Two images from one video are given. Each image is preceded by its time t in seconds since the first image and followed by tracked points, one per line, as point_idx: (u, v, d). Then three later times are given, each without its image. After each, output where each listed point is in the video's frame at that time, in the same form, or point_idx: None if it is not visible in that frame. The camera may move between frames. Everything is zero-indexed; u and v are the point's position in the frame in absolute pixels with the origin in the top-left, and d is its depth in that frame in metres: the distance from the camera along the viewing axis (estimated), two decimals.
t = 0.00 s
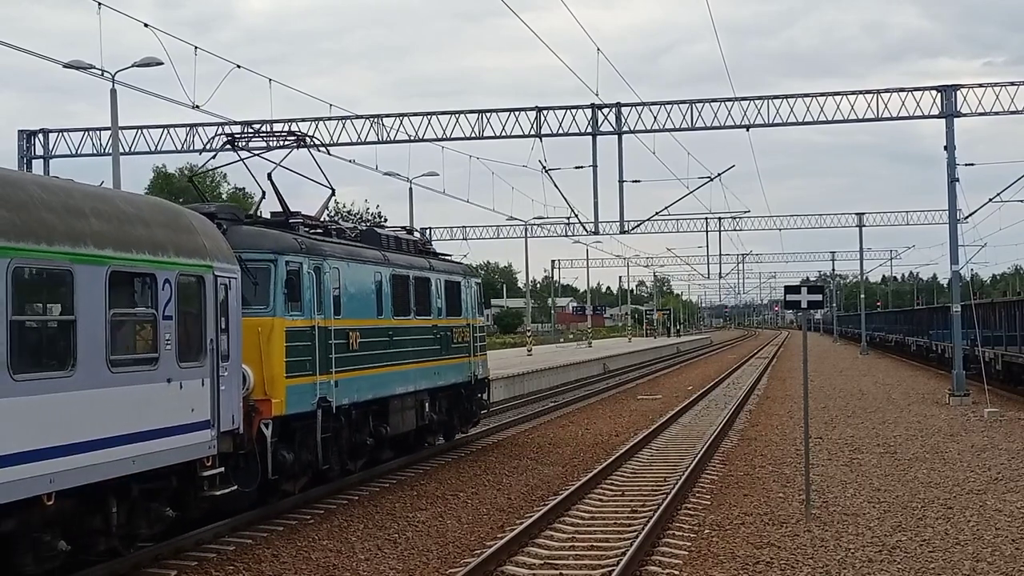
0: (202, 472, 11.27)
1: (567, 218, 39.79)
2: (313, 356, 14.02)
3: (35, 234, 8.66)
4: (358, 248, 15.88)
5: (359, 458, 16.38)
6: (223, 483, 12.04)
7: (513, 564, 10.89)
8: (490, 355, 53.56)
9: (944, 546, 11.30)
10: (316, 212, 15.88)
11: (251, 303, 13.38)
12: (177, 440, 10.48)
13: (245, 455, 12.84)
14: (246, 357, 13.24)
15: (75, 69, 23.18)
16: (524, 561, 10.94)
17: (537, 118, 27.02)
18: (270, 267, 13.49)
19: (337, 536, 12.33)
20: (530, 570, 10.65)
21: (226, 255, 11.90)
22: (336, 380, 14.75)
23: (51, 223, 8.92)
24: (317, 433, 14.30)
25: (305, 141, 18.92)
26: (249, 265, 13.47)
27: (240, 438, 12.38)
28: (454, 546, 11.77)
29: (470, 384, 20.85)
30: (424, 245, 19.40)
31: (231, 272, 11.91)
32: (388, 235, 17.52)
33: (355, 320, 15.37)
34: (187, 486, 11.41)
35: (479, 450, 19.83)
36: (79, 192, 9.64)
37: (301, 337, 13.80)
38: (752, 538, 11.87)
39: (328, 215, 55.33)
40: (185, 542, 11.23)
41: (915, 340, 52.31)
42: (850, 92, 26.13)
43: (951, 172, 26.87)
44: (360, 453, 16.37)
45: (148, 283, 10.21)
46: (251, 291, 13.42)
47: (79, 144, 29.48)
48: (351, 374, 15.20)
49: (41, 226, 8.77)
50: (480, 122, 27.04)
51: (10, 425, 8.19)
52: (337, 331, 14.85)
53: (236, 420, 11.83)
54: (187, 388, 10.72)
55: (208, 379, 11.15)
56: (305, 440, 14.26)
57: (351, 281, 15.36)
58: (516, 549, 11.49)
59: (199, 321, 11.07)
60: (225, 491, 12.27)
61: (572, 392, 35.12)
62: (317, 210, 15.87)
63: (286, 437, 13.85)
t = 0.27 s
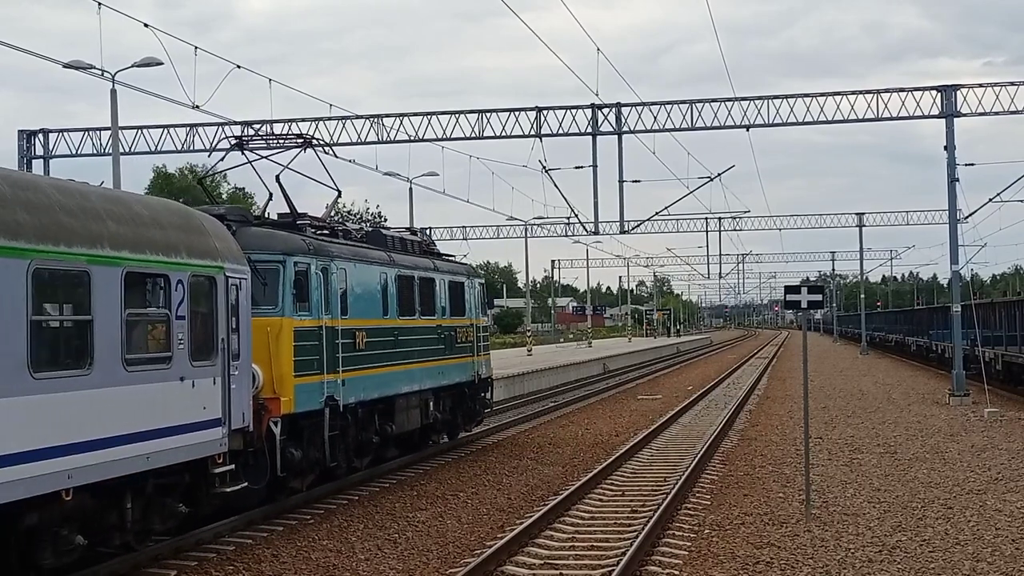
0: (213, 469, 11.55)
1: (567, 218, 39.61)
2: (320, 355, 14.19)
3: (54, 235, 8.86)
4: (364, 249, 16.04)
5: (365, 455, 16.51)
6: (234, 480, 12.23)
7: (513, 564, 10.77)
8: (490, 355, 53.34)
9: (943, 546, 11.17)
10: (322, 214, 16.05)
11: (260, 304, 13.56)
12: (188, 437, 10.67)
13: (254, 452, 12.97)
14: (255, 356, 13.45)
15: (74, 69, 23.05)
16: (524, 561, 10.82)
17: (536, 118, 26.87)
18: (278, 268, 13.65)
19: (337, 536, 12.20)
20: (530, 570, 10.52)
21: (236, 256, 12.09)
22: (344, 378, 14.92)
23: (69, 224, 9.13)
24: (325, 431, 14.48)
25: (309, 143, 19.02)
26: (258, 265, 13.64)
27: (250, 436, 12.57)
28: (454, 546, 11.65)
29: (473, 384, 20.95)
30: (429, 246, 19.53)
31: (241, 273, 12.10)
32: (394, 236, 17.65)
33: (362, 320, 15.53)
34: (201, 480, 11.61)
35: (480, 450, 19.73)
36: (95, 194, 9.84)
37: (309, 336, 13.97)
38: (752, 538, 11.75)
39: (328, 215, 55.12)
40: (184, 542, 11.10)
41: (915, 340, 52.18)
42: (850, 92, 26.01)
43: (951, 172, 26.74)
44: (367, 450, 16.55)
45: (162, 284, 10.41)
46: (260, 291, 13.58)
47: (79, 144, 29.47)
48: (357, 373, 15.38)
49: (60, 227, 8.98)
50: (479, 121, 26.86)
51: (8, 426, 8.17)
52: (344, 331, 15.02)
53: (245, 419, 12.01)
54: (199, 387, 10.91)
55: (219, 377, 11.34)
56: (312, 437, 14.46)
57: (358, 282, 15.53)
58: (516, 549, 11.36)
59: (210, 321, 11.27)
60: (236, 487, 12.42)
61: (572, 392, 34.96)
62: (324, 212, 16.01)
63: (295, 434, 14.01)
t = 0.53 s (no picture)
0: (225, 466, 11.67)
1: (567, 218, 39.62)
2: (328, 355, 14.37)
3: (73, 236, 9.00)
4: (370, 250, 16.21)
5: (371, 454, 16.68)
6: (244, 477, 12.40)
7: (513, 564, 10.77)
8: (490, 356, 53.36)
9: (943, 546, 11.17)
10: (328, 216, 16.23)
11: (269, 304, 13.73)
12: (200, 436, 10.80)
13: (263, 450, 13.02)
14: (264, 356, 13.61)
15: (74, 69, 23.06)
16: (524, 561, 10.81)
17: (536, 118, 26.87)
18: (286, 269, 13.81)
19: (337, 536, 12.20)
20: (530, 570, 10.53)
21: (247, 257, 12.21)
22: (351, 378, 15.09)
23: (87, 226, 9.26)
24: (333, 430, 14.65)
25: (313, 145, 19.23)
26: (267, 267, 13.80)
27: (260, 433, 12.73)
28: (454, 546, 11.65)
29: (478, 383, 21.10)
30: (433, 246, 19.68)
31: (252, 273, 12.25)
32: (399, 237, 17.81)
33: (368, 320, 15.70)
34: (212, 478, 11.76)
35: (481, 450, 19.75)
36: (111, 196, 9.97)
37: (317, 336, 14.14)
38: (752, 538, 11.75)
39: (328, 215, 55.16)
40: (184, 543, 11.09)
41: (915, 340, 52.25)
42: (850, 92, 26.01)
43: (951, 172, 26.74)
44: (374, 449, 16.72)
45: (176, 284, 10.55)
46: (269, 292, 13.75)
47: (79, 145, 29.95)
48: (364, 372, 15.56)
49: (78, 228, 9.12)
50: (479, 121, 26.86)
51: (8, 426, 8.10)
52: (351, 331, 15.19)
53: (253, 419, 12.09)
54: (211, 385, 11.06)
55: (231, 376, 11.48)
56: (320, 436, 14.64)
57: (364, 282, 15.69)
58: (516, 549, 11.36)
59: (222, 321, 11.41)
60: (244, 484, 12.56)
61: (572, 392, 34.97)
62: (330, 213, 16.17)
63: (303, 433, 14.18)
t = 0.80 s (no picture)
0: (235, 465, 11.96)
1: (567, 218, 39.57)
2: (335, 354, 14.52)
3: (89, 238, 9.23)
4: (376, 251, 16.34)
5: (376, 452, 16.86)
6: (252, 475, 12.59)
7: (513, 564, 10.76)
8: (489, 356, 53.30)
9: (944, 546, 11.17)
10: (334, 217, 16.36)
11: (276, 304, 13.86)
12: (210, 434, 11.01)
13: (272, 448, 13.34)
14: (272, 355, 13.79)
15: (74, 69, 23.05)
16: (524, 561, 10.82)
17: (536, 118, 26.85)
18: (295, 270, 13.92)
19: (337, 536, 12.20)
20: (530, 570, 10.53)
21: (256, 258, 12.39)
22: (357, 377, 15.25)
23: (102, 228, 9.49)
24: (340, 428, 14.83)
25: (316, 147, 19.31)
26: (275, 267, 13.93)
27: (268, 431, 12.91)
28: (454, 546, 11.65)
29: (480, 381, 21.23)
30: (437, 247, 19.81)
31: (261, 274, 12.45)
32: (404, 238, 17.94)
33: (374, 320, 15.85)
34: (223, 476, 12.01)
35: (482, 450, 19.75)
36: (125, 199, 10.19)
37: (324, 336, 14.30)
38: (752, 538, 11.75)
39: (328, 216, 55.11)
40: (185, 542, 11.10)
41: (915, 340, 52.27)
42: (850, 92, 25.99)
43: (951, 172, 26.74)
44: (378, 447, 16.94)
45: (187, 285, 10.75)
46: (276, 292, 13.88)
47: (79, 144, 29.51)
48: (370, 371, 15.73)
49: (94, 230, 9.35)
50: (479, 121, 26.83)
51: (7, 427, 8.09)
52: (357, 330, 15.34)
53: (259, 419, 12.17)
54: (222, 384, 11.29)
55: (240, 375, 11.71)
56: (326, 434, 14.81)
57: (370, 283, 15.83)
58: (516, 549, 11.36)
59: (233, 321, 11.63)
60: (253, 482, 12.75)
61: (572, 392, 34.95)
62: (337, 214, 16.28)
63: (310, 431, 14.36)
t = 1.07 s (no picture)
0: (247, 462, 12.05)
1: (567, 218, 39.50)
2: (341, 354, 14.64)
3: (107, 240, 9.47)
4: (382, 252, 16.42)
5: (382, 451, 16.99)
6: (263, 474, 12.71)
7: (514, 564, 10.75)
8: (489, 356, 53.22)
9: (945, 547, 11.15)
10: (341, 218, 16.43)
11: (284, 305, 13.97)
12: (221, 432, 11.15)
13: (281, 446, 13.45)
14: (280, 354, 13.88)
15: (73, 68, 22.99)
16: (524, 561, 10.80)
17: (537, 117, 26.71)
18: (304, 271, 14.02)
19: (337, 537, 12.19)
20: (530, 570, 10.51)
21: (267, 260, 12.56)
22: (363, 376, 15.36)
23: (119, 230, 9.72)
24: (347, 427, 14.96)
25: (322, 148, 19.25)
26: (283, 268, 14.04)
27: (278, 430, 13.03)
28: (454, 547, 11.63)
29: (485, 381, 21.29)
30: (442, 248, 19.87)
31: (272, 275, 12.59)
32: (409, 239, 18.02)
33: (380, 320, 15.96)
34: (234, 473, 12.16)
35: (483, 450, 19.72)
36: (141, 202, 10.42)
37: (331, 336, 14.42)
38: (754, 539, 11.71)
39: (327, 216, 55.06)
40: (185, 542, 11.08)
41: (915, 340, 52.27)
42: (850, 91, 25.91)
43: (952, 172, 26.69)
44: (385, 445, 17.08)
45: (200, 285, 10.92)
46: (284, 292, 14.00)
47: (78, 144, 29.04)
48: (376, 371, 15.84)
49: (111, 232, 9.57)
50: (479, 121, 26.76)
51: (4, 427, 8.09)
52: (364, 331, 15.45)
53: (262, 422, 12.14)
54: (233, 383, 11.43)
55: (251, 374, 11.86)
56: (333, 433, 14.95)
57: (376, 284, 15.93)
58: (516, 549, 11.34)
59: (245, 321, 11.78)
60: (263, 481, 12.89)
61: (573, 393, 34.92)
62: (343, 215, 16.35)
63: (317, 429, 14.50)
